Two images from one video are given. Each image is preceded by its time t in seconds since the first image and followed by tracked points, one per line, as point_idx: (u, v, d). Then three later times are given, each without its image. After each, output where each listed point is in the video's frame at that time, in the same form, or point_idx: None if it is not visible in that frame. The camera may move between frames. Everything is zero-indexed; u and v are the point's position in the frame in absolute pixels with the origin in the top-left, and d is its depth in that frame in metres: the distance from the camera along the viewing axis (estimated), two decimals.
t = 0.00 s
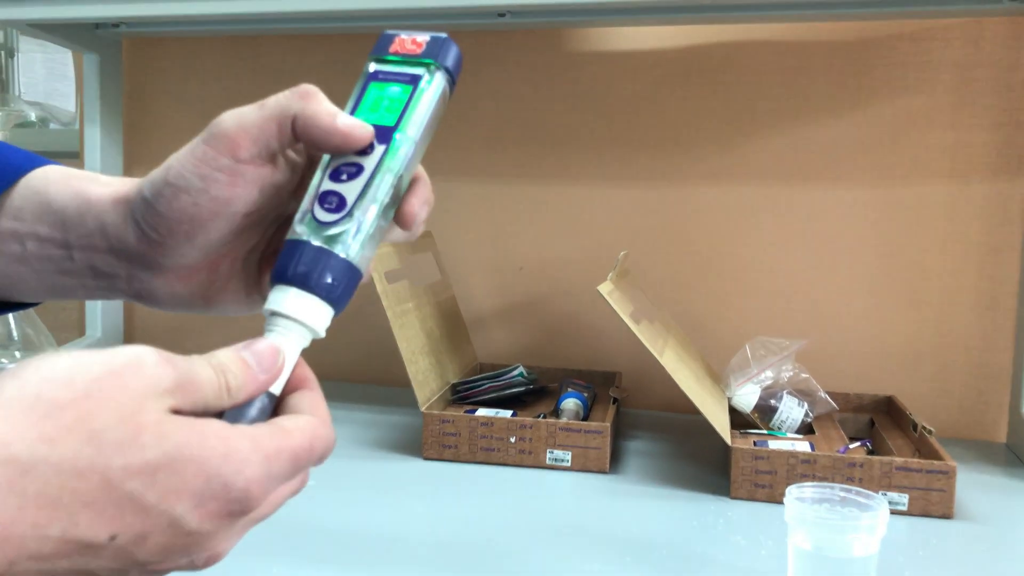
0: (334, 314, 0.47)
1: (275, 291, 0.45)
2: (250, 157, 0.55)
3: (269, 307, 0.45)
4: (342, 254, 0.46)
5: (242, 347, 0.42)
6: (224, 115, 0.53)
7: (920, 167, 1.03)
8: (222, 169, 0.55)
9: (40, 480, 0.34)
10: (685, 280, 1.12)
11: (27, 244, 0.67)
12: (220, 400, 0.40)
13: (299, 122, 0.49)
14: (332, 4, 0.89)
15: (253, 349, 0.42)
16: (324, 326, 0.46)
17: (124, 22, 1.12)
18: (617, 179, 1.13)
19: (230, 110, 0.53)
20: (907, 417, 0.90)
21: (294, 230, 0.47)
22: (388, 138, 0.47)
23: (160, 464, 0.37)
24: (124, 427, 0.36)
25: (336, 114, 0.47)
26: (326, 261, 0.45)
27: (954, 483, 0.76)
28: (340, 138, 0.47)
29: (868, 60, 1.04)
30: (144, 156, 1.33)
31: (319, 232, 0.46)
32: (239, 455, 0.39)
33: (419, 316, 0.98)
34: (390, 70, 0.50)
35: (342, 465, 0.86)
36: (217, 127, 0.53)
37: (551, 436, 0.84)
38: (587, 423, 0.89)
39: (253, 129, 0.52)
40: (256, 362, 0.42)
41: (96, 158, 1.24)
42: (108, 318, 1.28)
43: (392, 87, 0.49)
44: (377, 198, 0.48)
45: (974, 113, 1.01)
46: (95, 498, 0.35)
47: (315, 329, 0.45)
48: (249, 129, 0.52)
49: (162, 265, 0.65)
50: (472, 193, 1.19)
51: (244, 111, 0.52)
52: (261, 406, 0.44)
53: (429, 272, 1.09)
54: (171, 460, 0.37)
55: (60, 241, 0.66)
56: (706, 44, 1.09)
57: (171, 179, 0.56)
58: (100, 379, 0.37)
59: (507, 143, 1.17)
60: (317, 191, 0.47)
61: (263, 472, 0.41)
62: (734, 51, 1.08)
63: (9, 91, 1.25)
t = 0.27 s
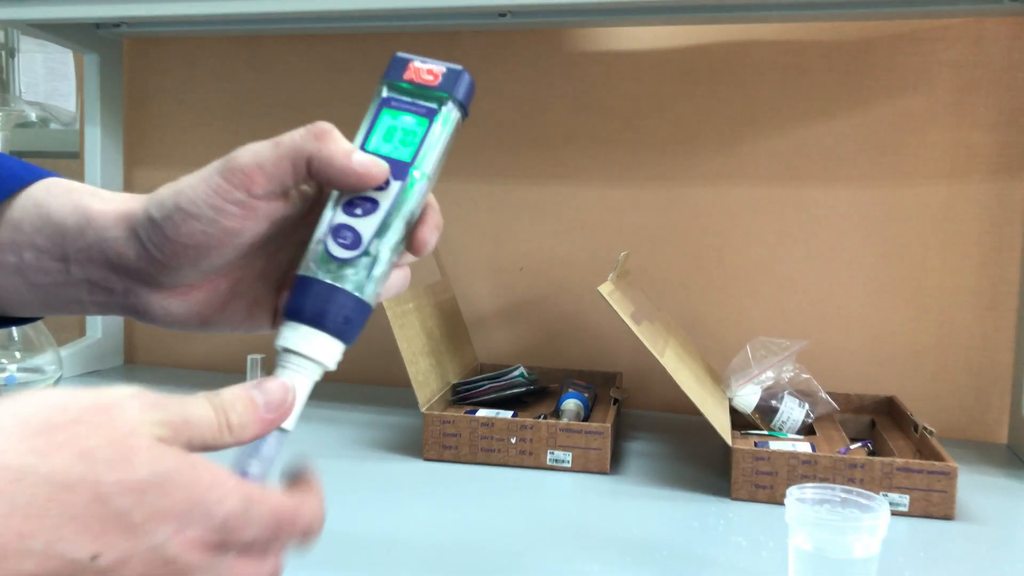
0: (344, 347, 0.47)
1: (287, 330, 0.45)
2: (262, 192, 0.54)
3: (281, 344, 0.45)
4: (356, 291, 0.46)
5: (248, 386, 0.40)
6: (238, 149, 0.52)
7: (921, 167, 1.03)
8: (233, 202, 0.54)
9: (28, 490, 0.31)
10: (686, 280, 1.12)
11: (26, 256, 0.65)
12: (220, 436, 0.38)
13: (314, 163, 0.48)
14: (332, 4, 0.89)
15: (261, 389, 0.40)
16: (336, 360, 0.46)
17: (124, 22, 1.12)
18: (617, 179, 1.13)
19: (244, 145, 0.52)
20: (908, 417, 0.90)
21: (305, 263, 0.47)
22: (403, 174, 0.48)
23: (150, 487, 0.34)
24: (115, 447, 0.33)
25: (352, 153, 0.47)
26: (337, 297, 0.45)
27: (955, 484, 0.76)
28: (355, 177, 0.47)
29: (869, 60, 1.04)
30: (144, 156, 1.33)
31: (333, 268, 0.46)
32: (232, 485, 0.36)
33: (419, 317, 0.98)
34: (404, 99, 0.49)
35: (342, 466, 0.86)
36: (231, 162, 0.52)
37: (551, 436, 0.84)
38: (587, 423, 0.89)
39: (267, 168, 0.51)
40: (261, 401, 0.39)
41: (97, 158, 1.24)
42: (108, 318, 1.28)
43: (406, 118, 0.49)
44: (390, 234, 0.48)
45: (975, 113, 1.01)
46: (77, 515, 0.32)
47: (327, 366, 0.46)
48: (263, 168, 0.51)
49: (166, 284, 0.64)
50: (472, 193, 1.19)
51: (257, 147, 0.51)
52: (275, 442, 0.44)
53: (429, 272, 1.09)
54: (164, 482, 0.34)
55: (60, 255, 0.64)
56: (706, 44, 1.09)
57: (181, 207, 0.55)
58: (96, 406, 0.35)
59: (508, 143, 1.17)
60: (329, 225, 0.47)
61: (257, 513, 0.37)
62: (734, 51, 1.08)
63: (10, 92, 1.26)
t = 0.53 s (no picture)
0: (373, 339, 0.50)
1: (320, 324, 0.48)
2: (303, 197, 0.55)
3: (315, 338, 0.48)
4: (383, 289, 0.49)
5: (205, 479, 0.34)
6: (280, 153, 0.53)
7: (920, 167, 1.03)
8: (276, 205, 0.55)
9: None
10: (685, 280, 1.12)
11: (46, 251, 0.62)
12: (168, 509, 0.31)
13: (352, 170, 0.50)
14: (332, 4, 0.89)
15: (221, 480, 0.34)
16: (363, 354, 0.49)
17: (124, 21, 1.12)
18: (617, 179, 1.13)
19: (287, 151, 0.53)
20: (908, 417, 0.90)
21: (335, 262, 0.50)
22: (428, 181, 0.51)
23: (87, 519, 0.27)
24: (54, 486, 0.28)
25: (383, 161, 0.50)
26: (366, 294, 0.48)
27: (955, 483, 0.76)
28: (385, 183, 0.50)
29: (869, 60, 1.04)
30: (144, 156, 1.33)
31: (362, 267, 0.49)
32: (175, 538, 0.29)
33: (419, 316, 0.98)
34: (425, 108, 0.52)
35: (343, 466, 0.86)
36: (274, 165, 0.53)
37: (551, 437, 0.85)
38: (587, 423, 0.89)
39: (309, 171, 0.52)
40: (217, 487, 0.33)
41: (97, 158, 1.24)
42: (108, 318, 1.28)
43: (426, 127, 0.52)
44: (415, 237, 0.51)
45: (975, 113, 1.01)
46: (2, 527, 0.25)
47: (358, 359, 0.49)
48: (304, 171, 0.52)
49: (193, 280, 0.64)
50: (472, 193, 1.19)
51: (302, 154, 0.52)
52: (307, 430, 0.48)
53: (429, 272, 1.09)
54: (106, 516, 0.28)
55: (84, 251, 0.62)
56: (706, 44, 1.09)
57: (223, 208, 0.55)
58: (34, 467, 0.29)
59: (508, 143, 1.17)
60: (357, 226, 0.50)
61: None
62: (734, 51, 1.08)
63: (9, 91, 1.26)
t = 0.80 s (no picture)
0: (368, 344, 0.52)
1: (319, 329, 0.50)
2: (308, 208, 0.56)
3: (314, 342, 0.50)
4: (379, 296, 0.51)
5: None
6: (283, 166, 0.54)
7: (920, 167, 1.03)
8: (282, 218, 0.55)
9: None
10: (685, 280, 1.12)
11: (44, 266, 0.62)
12: None
13: (356, 183, 0.52)
14: (333, 3, 0.90)
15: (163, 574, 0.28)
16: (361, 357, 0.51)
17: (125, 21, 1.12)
18: (617, 179, 1.14)
19: (291, 164, 0.53)
20: (907, 415, 0.90)
21: (332, 269, 0.52)
22: (423, 191, 0.54)
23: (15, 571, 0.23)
24: None
25: (384, 173, 0.52)
26: (363, 301, 0.50)
27: (953, 481, 0.76)
28: (385, 193, 0.52)
29: (869, 61, 1.04)
30: (145, 156, 1.33)
31: (360, 275, 0.51)
32: None
33: (420, 315, 0.99)
34: (418, 120, 0.55)
35: (343, 464, 0.86)
36: (279, 179, 0.53)
37: (551, 434, 0.85)
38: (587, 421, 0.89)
39: (313, 183, 0.53)
40: None
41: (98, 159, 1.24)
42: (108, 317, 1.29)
43: (421, 136, 0.55)
44: (410, 245, 0.54)
45: (974, 113, 1.01)
46: None
47: (355, 361, 0.51)
48: (309, 183, 0.53)
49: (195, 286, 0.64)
50: (472, 193, 1.19)
51: (306, 166, 0.53)
52: (306, 431, 0.50)
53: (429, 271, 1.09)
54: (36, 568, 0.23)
55: (83, 264, 0.62)
56: (706, 44, 1.09)
57: (229, 222, 0.55)
58: None
59: (508, 142, 1.18)
60: (354, 235, 0.52)
61: None
62: (734, 51, 1.08)
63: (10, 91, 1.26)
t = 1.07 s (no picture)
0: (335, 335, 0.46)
1: (279, 321, 0.44)
2: (264, 190, 0.50)
3: (275, 335, 0.44)
4: (342, 284, 0.45)
5: None
6: (235, 144, 0.48)
7: (921, 168, 1.03)
8: (235, 201, 0.50)
9: None
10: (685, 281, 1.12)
11: None
12: None
13: (311, 161, 0.46)
14: (332, 3, 0.89)
15: None
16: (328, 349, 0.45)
17: (123, 21, 1.12)
18: (617, 179, 1.13)
19: (243, 140, 0.48)
20: (908, 417, 0.90)
21: (291, 257, 0.46)
22: (388, 170, 0.47)
23: None
24: None
25: (343, 150, 0.45)
26: (326, 290, 0.45)
27: (955, 484, 0.76)
28: (344, 174, 0.45)
29: (869, 60, 1.04)
30: (144, 156, 1.33)
31: (321, 262, 0.45)
32: None
33: (419, 317, 0.98)
34: (380, 89, 0.47)
35: (342, 466, 0.86)
36: (230, 158, 0.48)
37: (552, 437, 0.85)
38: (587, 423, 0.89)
39: (268, 164, 0.47)
40: None
41: (97, 159, 1.24)
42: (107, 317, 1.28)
43: (383, 110, 0.47)
44: (374, 229, 0.47)
45: (975, 113, 1.01)
46: None
47: (321, 355, 0.45)
48: (263, 163, 0.47)
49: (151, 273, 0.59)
50: (472, 194, 1.19)
51: (258, 144, 0.47)
52: (272, 430, 0.45)
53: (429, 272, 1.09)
54: None
55: (29, 248, 0.57)
56: (706, 44, 1.09)
57: (177, 206, 0.50)
58: None
59: (508, 143, 1.17)
60: (314, 219, 0.46)
61: None
62: (733, 51, 1.08)
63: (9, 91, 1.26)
